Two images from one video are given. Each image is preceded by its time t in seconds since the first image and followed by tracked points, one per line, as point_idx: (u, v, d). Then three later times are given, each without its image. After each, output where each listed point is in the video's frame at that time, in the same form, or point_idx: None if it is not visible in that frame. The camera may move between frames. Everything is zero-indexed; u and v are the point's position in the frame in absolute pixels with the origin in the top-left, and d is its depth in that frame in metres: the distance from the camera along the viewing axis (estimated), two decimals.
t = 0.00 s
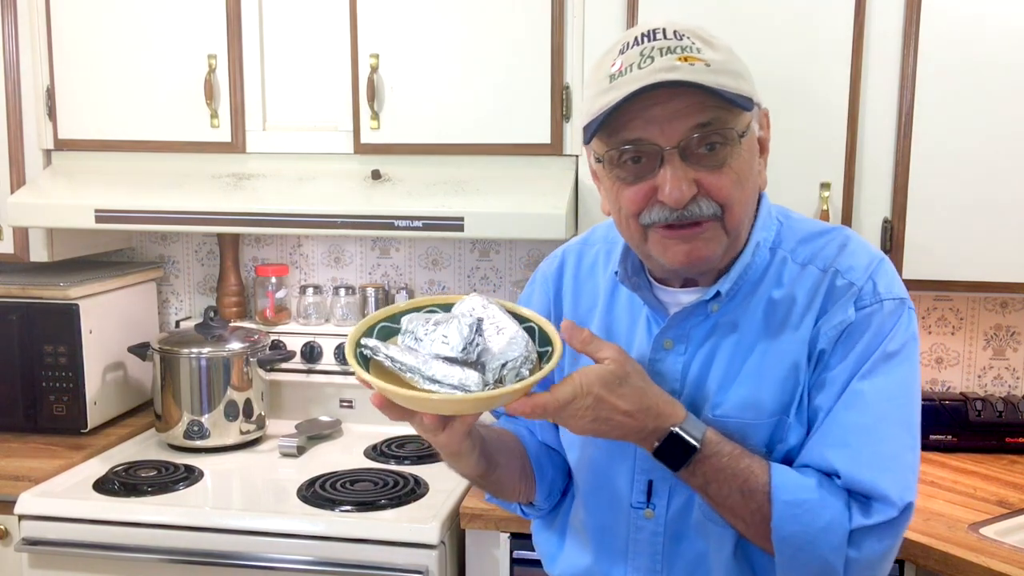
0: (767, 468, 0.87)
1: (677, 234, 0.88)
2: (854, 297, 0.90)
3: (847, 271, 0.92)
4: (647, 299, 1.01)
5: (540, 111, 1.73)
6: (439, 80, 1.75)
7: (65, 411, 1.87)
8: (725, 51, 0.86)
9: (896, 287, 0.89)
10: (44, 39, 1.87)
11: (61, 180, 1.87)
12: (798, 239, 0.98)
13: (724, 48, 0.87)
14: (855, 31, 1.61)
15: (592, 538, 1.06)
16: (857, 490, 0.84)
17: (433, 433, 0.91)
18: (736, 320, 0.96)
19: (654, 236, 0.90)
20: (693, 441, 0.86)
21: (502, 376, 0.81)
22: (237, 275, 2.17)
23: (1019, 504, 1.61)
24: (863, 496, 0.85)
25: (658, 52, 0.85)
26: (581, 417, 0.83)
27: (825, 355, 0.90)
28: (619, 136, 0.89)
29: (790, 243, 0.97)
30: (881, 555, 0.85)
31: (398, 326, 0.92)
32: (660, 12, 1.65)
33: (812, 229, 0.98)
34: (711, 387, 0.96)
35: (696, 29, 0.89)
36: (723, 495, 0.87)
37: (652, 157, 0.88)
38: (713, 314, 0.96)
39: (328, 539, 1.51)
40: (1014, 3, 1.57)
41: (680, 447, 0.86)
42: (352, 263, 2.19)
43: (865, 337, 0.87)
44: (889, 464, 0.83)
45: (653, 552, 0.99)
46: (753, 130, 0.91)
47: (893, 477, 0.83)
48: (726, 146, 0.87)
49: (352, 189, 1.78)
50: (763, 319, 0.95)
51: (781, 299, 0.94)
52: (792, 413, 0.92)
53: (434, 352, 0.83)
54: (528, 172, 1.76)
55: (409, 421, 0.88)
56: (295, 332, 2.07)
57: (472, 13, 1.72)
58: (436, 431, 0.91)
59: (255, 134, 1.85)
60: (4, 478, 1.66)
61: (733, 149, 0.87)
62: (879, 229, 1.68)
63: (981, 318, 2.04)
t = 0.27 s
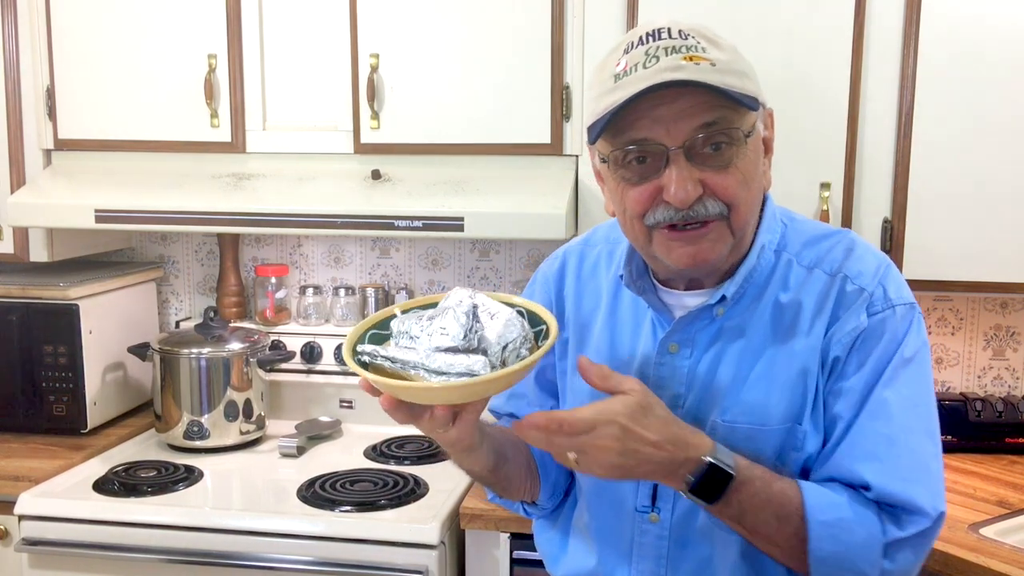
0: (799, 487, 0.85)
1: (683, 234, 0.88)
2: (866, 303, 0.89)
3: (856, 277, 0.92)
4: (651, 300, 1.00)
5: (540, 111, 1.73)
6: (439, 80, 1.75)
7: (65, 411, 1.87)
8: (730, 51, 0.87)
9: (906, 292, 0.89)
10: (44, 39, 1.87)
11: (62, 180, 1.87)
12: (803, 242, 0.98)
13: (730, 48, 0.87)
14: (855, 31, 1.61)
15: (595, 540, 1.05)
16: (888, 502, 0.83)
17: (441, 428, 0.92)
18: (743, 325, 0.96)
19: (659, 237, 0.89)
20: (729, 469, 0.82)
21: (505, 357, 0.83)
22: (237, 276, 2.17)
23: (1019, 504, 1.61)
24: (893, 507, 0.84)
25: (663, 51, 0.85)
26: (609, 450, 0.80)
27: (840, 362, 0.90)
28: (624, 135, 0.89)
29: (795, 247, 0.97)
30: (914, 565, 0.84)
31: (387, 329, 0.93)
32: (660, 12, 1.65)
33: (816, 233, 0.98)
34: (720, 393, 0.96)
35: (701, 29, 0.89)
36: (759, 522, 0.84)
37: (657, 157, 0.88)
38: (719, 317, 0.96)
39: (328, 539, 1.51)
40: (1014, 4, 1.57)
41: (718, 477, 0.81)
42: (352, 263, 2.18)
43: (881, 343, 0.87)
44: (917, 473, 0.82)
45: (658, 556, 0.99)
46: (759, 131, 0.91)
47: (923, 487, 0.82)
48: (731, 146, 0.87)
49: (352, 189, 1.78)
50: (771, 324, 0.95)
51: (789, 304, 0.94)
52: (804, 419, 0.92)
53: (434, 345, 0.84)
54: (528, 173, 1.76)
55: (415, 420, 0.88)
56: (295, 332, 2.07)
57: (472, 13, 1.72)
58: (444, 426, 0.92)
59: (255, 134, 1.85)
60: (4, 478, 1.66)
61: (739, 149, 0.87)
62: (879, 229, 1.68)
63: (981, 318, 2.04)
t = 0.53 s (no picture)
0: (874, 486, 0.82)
1: (687, 231, 0.88)
2: (880, 298, 0.89)
3: (863, 274, 0.92)
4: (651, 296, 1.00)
5: (540, 111, 1.73)
6: (439, 80, 1.75)
7: (65, 411, 1.87)
8: (732, 46, 0.87)
9: (914, 287, 0.90)
10: (45, 39, 1.87)
11: (62, 180, 1.87)
12: (802, 240, 0.98)
13: (731, 43, 0.88)
14: (855, 31, 1.61)
15: (594, 540, 1.05)
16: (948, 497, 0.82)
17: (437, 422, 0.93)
18: (748, 323, 0.95)
19: (662, 234, 0.89)
20: (824, 465, 0.79)
21: (502, 351, 0.83)
22: (237, 276, 2.17)
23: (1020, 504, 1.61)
24: (949, 501, 0.83)
25: (665, 47, 0.86)
26: (700, 431, 0.75)
27: (862, 359, 0.88)
28: (628, 132, 0.89)
29: (795, 244, 0.98)
30: (976, 557, 0.83)
31: (382, 325, 0.93)
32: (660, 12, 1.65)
33: (815, 231, 0.98)
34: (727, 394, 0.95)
35: (702, 24, 0.89)
36: (848, 523, 0.80)
37: (660, 154, 0.88)
38: (721, 314, 0.96)
39: (328, 539, 1.51)
40: (1014, 4, 1.57)
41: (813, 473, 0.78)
42: (352, 263, 2.18)
43: (904, 338, 0.86)
44: (966, 466, 0.82)
45: (659, 554, 0.99)
46: (761, 128, 0.91)
47: (978, 479, 0.82)
48: (734, 143, 0.87)
49: (352, 189, 1.78)
50: (777, 322, 0.95)
51: (795, 301, 0.94)
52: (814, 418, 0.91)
53: (433, 339, 0.84)
54: (528, 173, 1.77)
55: (411, 414, 0.89)
56: (295, 332, 2.07)
57: (472, 13, 1.72)
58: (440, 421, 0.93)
59: (255, 134, 1.85)
60: (4, 478, 1.66)
61: (742, 146, 0.87)
62: (879, 229, 1.68)
63: (981, 318, 2.04)
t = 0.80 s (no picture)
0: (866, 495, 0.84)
1: (690, 229, 0.88)
2: (882, 302, 0.89)
3: (866, 277, 0.92)
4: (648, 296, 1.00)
5: (540, 111, 1.73)
6: (439, 80, 1.75)
7: (65, 411, 1.87)
8: (728, 44, 0.87)
9: (917, 291, 0.90)
10: (44, 38, 1.87)
11: (62, 180, 1.87)
12: (804, 242, 0.98)
13: (727, 41, 0.88)
14: (855, 31, 1.61)
15: (591, 542, 1.05)
16: (943, 506, 0.83)
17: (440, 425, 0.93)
18: (747, 325, 0.95)
19: (665, 234, 0.89)
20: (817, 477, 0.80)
21: (505, 353, 0.84)
22: (237, 276, 2.17)
23: (1020, 504, 1.61)
24: (944, 509, 0.84)
25: (661, 47, 0.86)
26: (688, 439, 0.78)
27: (862, 364, 0.88)
28: (628, 132, 0.89)
29: (798, 246, 0.97)
30: (968, 565, 0.85)
31: (380, 325, 0.93)
32: (660, 12, 1.65)
33: (818, 233, 0.98)
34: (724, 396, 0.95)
35: (696, 23, 0.89)
36: (841, 534, 0.82)
37: (661, 152, 0.88)
38: (720, 316, 0.96)
39: (328, 539, 1.51)
40: (1014, 4, 1.57)
41: (806, 485, 0.79)
42: (352, 263, 2.18)
43: (905, 344, 0.86)
44: (962, 474, 0.82)
45: (657, 557, 0.99)
46: (760, 123, 0.91)
47: (974, 489, 0.82)
48: (735, 138, 0.87)
49: (352, 189, 1.78)
50: (778, 324, 0.94)
51: (796, 304, 0.94)
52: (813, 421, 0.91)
53: (436, 342, 0.84)
54: (528, 173, 1.77)
55: (414, 416, 0.89)
56: (295, 332, 2.07)
57: (471, 12, 1.72)
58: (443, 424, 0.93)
59: (255, 134, 1.85)
60: (4, 477, 1.66)
61: (743, 141, 0.87)
62: (879, 229, 1.68)
63: (981, 318, 2.04)
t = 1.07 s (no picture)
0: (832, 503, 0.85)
1: (696, 233, 0.87)
2: (880, 309, 0.89)
3: (867, 283, 0.91)
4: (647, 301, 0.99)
5: (540, 111, 1.73)
6: (439, 79, 1.75)
7: (65, 411, 1.87)
8: (724, 45, 0.87)
9: (918, 296, 0.89)
10: (44, 38, 1.87)
11: (62, 179, 1.87)
12: (806, 246, 0.97)
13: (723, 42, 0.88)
14: (856, 31, 1.61)
15: (590, 548, 1.05)
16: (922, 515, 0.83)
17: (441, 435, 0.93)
18: (746, 331, 0.95)
19: (671, 239, 0.89)
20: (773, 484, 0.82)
21: (508, 365, 0.83)
22: (237, 276, 2.17)
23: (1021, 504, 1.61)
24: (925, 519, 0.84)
25: (658, 51, 0.86)
26: (643, 437, 0.81)
27: (858, 371, 0.89)
28: (630, 139, 0.88)
29: (799, 250, 0.97)
30: None
31: (378, 334, 0.92)
32: (661, 12, 1.64)
33: (819, 237, 0.98)
34: (723, 402, 0.95)
35: (691, 26, 0.89)
36: (806, 543, 0.84)
37: (664, 157, 0.87)
38: (719, 321, 0.96)
39: (328, 540, 1.51)
40: (1015, 3, 1.57)
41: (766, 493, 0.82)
42: (352, 263, 2.18)
43: (901, 352, 0.86)
44: (946, 484, 0.83)
45: (656, 565, 0.98)
46: (760, 123, 0.91)
47: (956, 499, 0.83)
48: (738, 139, 0.87)
49: (352, 189, 1.78)
50: (777, 330, 0.94)
51: (796, 309, 0.94)
52: (812, 428, 0.91)
53: (439, 354, 0.83)
54: (528, 173, 1.76)
55: (414, 427, 0.89)
56: (294, 332, 2.07)
57: (471, 12, 1.72)
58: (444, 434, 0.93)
59: (255, 134, 1.84)
60: (3, 478, 1.66)
61: (745, 141, 0.87)
62: (879, 229, 1.68)
63: (981, 318, 2.04)
